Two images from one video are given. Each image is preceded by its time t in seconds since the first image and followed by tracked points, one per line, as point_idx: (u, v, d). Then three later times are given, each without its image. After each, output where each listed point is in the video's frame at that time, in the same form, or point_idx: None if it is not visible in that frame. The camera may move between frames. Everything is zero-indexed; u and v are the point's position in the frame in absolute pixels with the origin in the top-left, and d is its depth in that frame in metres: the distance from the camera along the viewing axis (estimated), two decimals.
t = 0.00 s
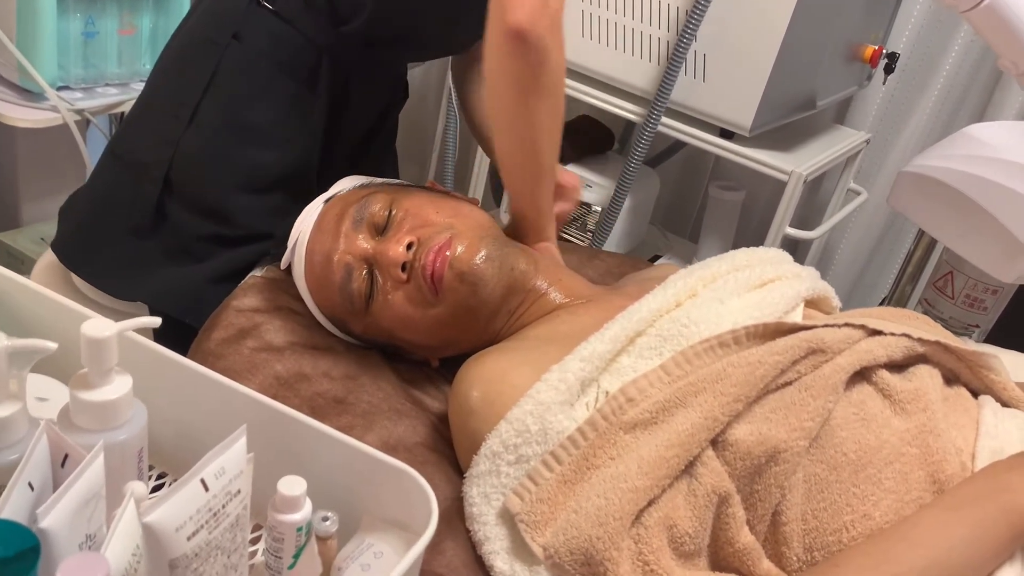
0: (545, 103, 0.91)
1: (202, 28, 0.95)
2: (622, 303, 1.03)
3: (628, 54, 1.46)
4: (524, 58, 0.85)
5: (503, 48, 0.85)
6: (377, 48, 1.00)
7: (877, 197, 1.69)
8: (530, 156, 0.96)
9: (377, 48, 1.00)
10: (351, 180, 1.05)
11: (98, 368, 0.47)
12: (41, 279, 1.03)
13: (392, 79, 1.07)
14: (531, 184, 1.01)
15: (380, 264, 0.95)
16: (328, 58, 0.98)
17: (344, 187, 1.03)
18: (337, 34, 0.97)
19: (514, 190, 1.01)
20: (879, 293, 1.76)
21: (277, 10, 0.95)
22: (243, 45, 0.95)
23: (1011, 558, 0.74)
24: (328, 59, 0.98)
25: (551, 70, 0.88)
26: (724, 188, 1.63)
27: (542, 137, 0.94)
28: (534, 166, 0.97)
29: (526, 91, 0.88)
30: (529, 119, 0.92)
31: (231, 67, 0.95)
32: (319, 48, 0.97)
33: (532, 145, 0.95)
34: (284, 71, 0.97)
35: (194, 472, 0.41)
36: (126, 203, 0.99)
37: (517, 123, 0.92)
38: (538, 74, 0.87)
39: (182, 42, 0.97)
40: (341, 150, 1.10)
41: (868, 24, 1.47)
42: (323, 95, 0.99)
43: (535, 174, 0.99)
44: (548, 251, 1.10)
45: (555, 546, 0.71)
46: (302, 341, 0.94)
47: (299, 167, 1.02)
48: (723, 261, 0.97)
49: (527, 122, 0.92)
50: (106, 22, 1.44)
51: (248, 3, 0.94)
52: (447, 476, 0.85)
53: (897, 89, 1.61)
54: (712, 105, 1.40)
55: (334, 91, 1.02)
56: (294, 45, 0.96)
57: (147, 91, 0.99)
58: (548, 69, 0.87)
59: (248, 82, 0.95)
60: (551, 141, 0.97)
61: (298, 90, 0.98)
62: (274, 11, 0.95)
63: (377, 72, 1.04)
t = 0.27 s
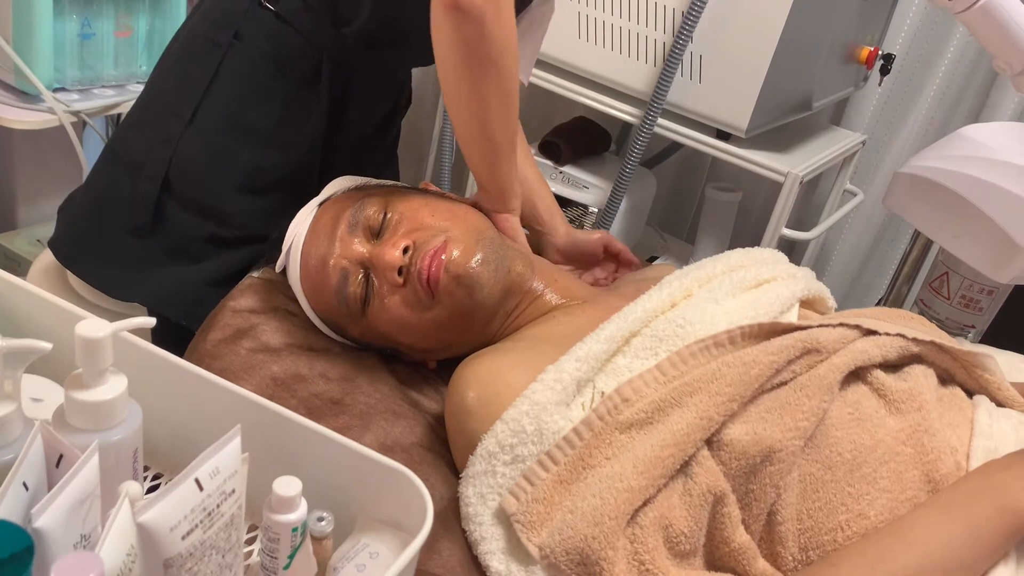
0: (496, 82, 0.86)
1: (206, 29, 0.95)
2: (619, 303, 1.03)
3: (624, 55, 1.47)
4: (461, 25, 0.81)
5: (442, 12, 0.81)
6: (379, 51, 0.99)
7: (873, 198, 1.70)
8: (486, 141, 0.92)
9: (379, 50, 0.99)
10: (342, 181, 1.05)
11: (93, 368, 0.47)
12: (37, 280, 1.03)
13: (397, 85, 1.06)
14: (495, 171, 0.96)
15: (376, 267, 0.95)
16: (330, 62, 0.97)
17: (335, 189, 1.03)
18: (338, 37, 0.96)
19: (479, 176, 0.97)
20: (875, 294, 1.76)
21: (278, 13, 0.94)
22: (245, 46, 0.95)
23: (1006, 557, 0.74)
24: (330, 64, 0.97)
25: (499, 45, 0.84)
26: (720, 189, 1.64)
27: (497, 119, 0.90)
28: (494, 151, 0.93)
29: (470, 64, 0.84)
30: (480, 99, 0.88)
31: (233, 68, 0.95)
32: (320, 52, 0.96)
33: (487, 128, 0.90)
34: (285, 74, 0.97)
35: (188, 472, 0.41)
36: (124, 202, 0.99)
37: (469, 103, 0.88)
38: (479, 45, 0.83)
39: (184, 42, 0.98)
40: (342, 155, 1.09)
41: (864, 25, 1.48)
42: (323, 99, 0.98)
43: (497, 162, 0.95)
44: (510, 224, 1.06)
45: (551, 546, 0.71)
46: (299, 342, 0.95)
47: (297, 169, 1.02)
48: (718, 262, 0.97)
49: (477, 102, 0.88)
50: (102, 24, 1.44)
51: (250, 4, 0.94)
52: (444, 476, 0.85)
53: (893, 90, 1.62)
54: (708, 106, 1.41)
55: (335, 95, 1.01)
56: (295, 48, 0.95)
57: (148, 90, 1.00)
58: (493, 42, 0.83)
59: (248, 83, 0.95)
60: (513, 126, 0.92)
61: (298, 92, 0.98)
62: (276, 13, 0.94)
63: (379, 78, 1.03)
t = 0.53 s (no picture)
0: (474, 75, 0.84)
1: (206, 30, 0.96)
2: (618, 304, 1.04)
3: (624, 57, 1.47)
4: (430, 21, 0.78)
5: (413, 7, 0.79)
6: (380, 53, 1.00)
7: (872, 198, 1.70)
8: (469, 128, 0.90)
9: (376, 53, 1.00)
10: (347, 181, 1.06)
11: (96, 368, 0.47)
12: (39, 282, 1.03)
13: (402, 90, 1.06)
14: (485, 154, 0.95)
15: (379, 267, 0.95)
16: (330, 64, 0.98)
17: (338, 189, 1.04)
18: (339, 39, 0.96)
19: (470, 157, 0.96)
20: (875, 294, 1.77)
21: (279, 13, 0.95)
22: (244, 45, 0.95)
23: (1005, 555, 0.74)
24: (330, 67, 0.98)
25: (473, 39, 0.80)
26: (719, 190, 1.64)
27: (478, 109, 0.87)
28: (479, 137, 0.91)
29: (444, 58, 0.82)
30: (459, 90, 0.85)
31: (233, 68, 0.95)
32: (321, 55, 0.97)
33: (468, 116, 0.88)
34: (284, 75, 0.97)
35: (190, 470, 0.42)
36: (124, 202, 0.99)
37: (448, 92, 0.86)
38: (450, 41, 0.80)
39: (184, 43, 0.98)
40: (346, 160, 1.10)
41: (862, 26, 1.48)
42: (325, 100, 0.99)
43: (484, 146, 0.93)
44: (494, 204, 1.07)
45: (551, 544, 0.72)
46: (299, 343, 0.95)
47: (297, 171, 1.03)
48: (717, 262, 0.97)
49: (455, 92, 0.85)
50: (103, 27, 1.44)
51: (250, 5, 0.95)
52: (444, 476, 0.85)
53: (892, 91, 1.62)
54: (707, 107, 1.41)
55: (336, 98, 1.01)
56: (296, 50, 0.96)
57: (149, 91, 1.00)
58: (467, 38, 0.80)
59: (248, 84, 0.96)
60: (498, 113, 0.89)
61: (297, 94, 0.99)
62: (276, 14, 0.95)
63: (380, 82, 1.03)
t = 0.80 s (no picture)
0: (451, 78, 0.83)
1: (195, 28, 0.96)
2: (616, 304, 1.03)
3: (622, 57, 1.47)
4: (409, 33, 0.79)
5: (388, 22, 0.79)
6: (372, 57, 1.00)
7: (872, 197, 1.70)
8: (457, 128, 0.90)
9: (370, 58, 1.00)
10: (346, 182, 1.06)
11: (91, 371, 0.47)
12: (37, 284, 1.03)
13: (394, 99, 1.07)
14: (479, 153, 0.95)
15: (376, 266, 0.95)
16: (320, 65, 0.98)
17: (337, 190, 1.04)
18: (330, 40, 0.96)
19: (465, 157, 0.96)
20: (875, 293, 1.76)
21: (268, 13, 0.95)
22: (234, 44, 0.96)
23: (1004, 555, 0.74)
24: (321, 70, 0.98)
25: (445, 44, 0.80)
26: (718, 189, 1.64)
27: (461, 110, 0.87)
28: (468, 137, 0.91)
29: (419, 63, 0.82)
30: (441, 95, 0.85)
31: (224, 67, 0.96)
32: (312, 55, 0.97)
33: (452, 117, 0.88)
34: (275, 75, 0.97)
35: (185, 473, 0.41)
36: (117, 202, 0.99)
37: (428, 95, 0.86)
38: (421, 47, 0.80)
39: (176, 43, 0.98)
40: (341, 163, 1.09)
41: (861, 25, 1.48)
42: (315, 101, 0.99)
43: (477, 145, 0.93)
44: (494, 204, 1.05)
45: (547, 548, 0.71)
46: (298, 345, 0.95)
47: (288, 172, 1.02)
48: (715, 263, 0.97)
49: (435, 96, 0.86)
50: (102, 29, 1.44)
51: (240, 4, 0.95)
52: (443, 478, 0.85)
53: (891, 90, 1.62)
54: (706, 107, 1.41)
55: (328, 98, 1.01)
56: (284, 49, 0.96)
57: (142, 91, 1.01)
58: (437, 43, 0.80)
59: (237, 82, 0.96)
60: (485, 113, 0.89)
61: (288, 94, 0.99)
62: (266, 13, 0.95)
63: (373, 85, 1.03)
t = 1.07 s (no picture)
0: (444, 74, 0.83)
1: (188, 29, 0.96)
2: (612, 301, 1.03)
3: (618, 53, 1.46)
4: (400, 30, 0.79)
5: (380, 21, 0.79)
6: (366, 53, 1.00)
7: (870, 192, 1.69)
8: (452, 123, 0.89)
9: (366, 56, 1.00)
10: (341, 180, 1.06)
11: (78, 373, 0.47)
12: (32, 286, 1.03)
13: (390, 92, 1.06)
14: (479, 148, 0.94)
15: (375, 263, 0.95)
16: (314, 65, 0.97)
17: (334, 187, 1.04)
18: (323, 39, 0.96)
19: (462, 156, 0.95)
20: (873, 289, 1.76)
21: (261, 13, 0.94)
22: (227, 45, 0.95)
23: (1000, 551, 0.74)
24: (313, 68, 0.97)
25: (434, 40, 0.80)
26: (715, 185, 1.64)
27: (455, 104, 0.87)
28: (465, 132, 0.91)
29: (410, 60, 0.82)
30: (435, 91, 0.85)
31: (216, 68, 0.95)
32: (306, 54, 0.96)
33: (447, 113, 0.88)
34: (268, 76, 0.97)
35: (172, 475, 0.41)
36: (112, 205, 0.99)
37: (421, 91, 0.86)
38: (411, 43, 0.80)
39: (169, 44, 0.98)
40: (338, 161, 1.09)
41: (857, 20, 1.47)
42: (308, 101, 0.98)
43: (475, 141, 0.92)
44: (493, 198, 1.03)
45: (543, 544, 0.71)
46: (293, 345, 0.95)
47: (282, 172, 1.02)
48: (710, 259, 0.97)
49: (429, 92, 0.85)
50: (95, 30, 1.44)
51: (232, 4, 0.94)
52: (438, 477, 0.85)
53: (888, 84, 1.61)
54: (702, 103, 1.40)
55: (322, 98, 1.01)
56: (278, 49, 0.95)
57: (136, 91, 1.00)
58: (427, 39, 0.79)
59: (231, 83, 0.96)
60: (480, 108, 0.88)
61: (281, 95, 0.98)
62: (258, 13, 0.94)
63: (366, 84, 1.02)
